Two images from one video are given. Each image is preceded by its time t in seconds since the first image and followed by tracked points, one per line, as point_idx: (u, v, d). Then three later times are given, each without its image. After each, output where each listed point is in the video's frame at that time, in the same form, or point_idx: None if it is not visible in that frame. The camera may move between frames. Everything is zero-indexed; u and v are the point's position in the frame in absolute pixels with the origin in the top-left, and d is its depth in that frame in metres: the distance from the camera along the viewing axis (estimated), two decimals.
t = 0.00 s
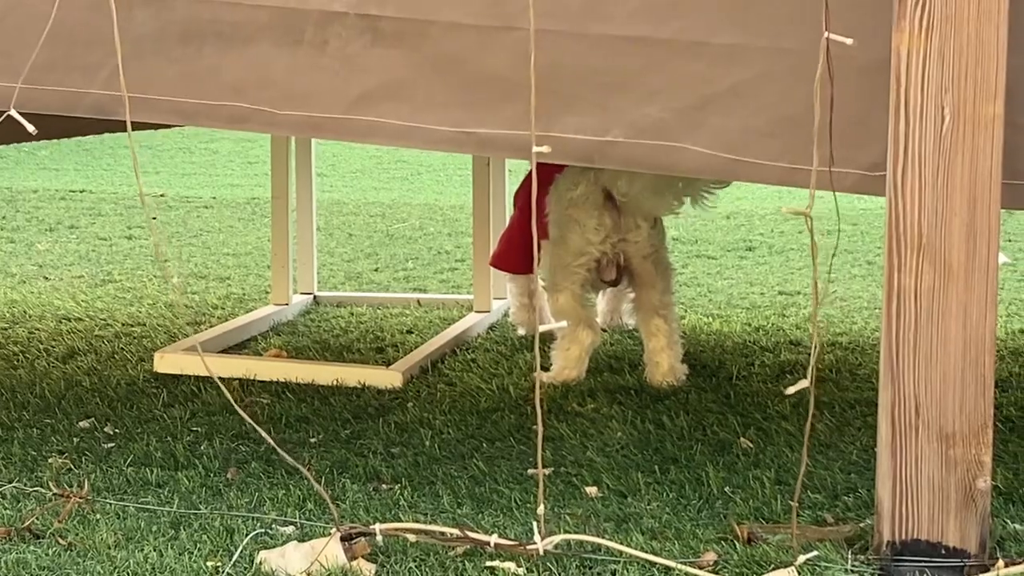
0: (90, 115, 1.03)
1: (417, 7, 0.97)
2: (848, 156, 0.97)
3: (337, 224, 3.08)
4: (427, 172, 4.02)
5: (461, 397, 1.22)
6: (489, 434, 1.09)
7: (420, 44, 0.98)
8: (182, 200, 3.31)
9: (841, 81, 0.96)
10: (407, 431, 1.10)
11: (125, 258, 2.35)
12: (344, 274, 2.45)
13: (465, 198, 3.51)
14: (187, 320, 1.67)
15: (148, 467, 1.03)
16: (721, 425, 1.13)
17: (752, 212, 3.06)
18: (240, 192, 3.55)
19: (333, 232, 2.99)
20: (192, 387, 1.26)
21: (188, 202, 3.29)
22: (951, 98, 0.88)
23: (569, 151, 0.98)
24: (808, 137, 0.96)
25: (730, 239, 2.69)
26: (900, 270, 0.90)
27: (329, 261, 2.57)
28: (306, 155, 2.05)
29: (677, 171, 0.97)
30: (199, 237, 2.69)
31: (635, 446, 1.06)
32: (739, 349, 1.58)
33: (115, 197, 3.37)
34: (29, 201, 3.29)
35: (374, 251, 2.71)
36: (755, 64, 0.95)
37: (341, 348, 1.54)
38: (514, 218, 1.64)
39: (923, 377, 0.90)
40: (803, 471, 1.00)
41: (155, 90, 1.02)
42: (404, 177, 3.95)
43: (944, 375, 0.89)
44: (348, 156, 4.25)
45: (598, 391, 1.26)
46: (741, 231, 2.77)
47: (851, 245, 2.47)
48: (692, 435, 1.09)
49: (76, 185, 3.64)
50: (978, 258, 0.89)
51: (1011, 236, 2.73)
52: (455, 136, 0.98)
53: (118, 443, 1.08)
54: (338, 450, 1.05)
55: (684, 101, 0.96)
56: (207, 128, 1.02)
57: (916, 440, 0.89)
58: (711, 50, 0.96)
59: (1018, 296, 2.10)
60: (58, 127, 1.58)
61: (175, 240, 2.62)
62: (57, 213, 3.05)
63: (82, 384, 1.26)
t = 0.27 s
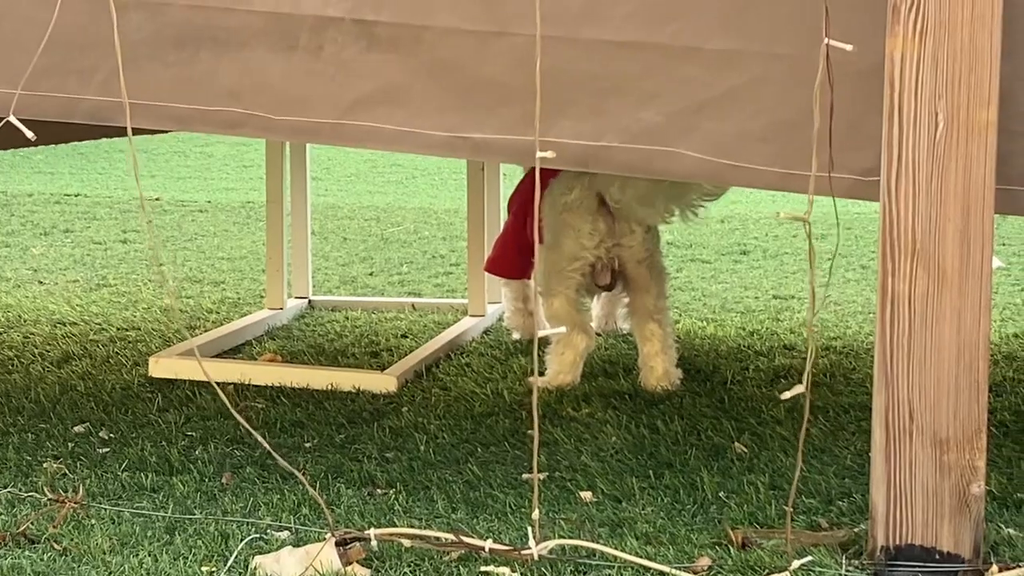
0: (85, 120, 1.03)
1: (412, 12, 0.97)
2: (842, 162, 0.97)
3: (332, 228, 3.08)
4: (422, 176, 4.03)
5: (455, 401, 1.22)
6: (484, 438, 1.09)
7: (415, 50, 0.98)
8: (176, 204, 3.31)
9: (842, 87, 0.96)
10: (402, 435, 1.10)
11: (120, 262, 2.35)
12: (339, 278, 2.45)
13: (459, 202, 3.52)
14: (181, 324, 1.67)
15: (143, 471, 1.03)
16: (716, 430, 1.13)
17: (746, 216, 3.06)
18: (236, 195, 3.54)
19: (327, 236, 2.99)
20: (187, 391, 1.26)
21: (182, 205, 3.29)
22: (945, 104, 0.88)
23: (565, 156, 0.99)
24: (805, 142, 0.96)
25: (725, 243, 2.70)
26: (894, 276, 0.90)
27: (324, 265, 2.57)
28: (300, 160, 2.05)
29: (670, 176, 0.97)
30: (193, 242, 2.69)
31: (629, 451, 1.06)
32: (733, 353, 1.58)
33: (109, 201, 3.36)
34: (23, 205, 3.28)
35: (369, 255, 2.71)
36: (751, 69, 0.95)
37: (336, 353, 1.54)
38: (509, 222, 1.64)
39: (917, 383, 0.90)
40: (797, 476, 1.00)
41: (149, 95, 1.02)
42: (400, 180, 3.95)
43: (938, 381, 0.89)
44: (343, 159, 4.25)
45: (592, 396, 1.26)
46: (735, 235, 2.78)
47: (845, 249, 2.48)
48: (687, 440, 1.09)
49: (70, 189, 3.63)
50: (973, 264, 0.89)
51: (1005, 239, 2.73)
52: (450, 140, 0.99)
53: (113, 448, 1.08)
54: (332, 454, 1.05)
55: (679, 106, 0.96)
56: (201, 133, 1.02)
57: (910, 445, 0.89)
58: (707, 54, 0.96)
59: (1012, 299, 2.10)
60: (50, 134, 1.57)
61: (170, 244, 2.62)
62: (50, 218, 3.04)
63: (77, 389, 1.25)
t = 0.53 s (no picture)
0: (79, 125, 1.03)
1: (404, 18, 0.98)
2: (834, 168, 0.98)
3: (326, 233, 3.08)
4: (417, 180, 4.03)
5: (449, 406, 1.22)
6: (477, 443, 1.09)
7: (407, 56, 0.98)
8: (170, 210, 3.30)
9: (843, 91, 0.97)
10: (396, 441, 1.10)
11: (114, 267, 2.35)
12: (333, 283, 2.45)
13: (454, 207, 3.52)
14: (175, 329, 1.67)
15: (136, 477, 1.03)
16: (709, 435, 1.13)
17: (740, 221, 3.06)
18: (230, 199, 3.54)
19: (322, 240, 2.99)
20: (180, 397, 1.25)
21: (175, 210, 3.29)
22: (937, 110, 0.88)
23: (556, 162, 0.99)
24: (798, 149, 0.97)
25: (719, 247, 2.70)
26: (887, 281, 0.90)
27: (318, 270, 2.57)
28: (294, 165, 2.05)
29: (662, 182, 0.98)
30: (187, 246, 2.69)
31: (623, 456, 1.06)
32: (727, 358, 1.58)
33: (102, 206, 3.36)
34: (17, 210, 3.28)
35: (363, 260, 2.71)
36: (742, 76, 0.96)
37: (329, 358, 1.54)
38: (503, 227, 1.64)
39: (909, 388, 0.90)
40: (791, 481, 1.00)
41: (142, 100, 1.02)
42: (394, 185, 3.95)
43: (931, 385, 0.90)
44: (337, 164, 4.25)
45: (586, 401, 1.26)
46: (729, 240, 2.78)
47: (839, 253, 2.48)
48: (680, 445, 1.09)
49: (65, 194, 3.63)
50: (965, 268, 0.89)
51: (999, 243, 2.74)
52: (441, 146, 0.99)
53: (106, 453, 1.08)
54: (326, 460, 1.05)
55: (670, 112, 0.97)
56: (194, 138, 1.02)
57: (903, 450, 0.89)
58: (697, 60, 0.96)
59: (1006, 304, 2.10)
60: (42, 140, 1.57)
61: (164, 249, 2.62)
62: (43, 223, 3.04)
63: (70, 394, 1.25)
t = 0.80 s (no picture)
0: (74, 130, 1.03)
1: (399, 24, 0.98)
2: (828, 173, 0.98)
3: (321, 237, 3.08)
4: (412, 185, 4.03)
5: (443, 411, 1.22)
6: (473, 448, 1.09)
7: (402, 62, 0.99)
8: (165, 215, 3.30)
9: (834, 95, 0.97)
10: (391, 445, 1.10)
11: (108, 272, 2.35)
12: (328, 287, 2.45)
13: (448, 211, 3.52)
14: (170, 334, 1.67)
15: (131, 482, 1.03)
16: (704, 440, 1.13)
17: (734, 225, 3.06)
18: (225, 204, 3.54)
19: (316, 245, 2.99)
20: (175, 402, 1.25)
21: (170, 215, 3.29)
22: (931, 115, 0.88)
23: (549, 167, 1.00)
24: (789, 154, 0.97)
25: (714, 252, 2.70)
26: (881, 285, 0.90)
27: (313, 274, 2.57)
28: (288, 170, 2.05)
29: (655, 188, 0.99)
30: (181, 251, 2.69)
31: (618, 461, 1.07)
32: (722, 363, 1.58)
33: (97, 211, 3.36)
34: (12, 215, 3.28)
35: (357, 265, 2.71)
36: (736, 80, 0.97)
37: (324, 363, 1.54)
38: (497, 232, 1.65)
39: (904, 392, 0.90)
40: (786, 486, 1.00)
41: (137, 105, 1.03)
42: (389, 189, 3.95)
43: (926, 390, 0.90)
44: (332, 169, 4.25)
45: (581, 406, 1.26)
46: (724, 244, 2.78)
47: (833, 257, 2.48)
48: (675, 450, 1.09)
49: (59, 199, 3.63)
50: (960, 273, 0.89)
51: (992, 247, 2.74)
52: (435, 151, 1.00)
53: (101, 459, 1.08)
54: (321, 465, 1.05)
55: (664, 117, 0.98)
56: (189, 143, 1.03)
57: (897, 454, 0.89)
58: (692, 65, 0.97)
59: (1001, 308, 2.10)
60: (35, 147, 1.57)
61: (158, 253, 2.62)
62: (38, 228, 3.03)
63: (65, 399, 1.25)
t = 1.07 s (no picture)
0: (65, 137, 1.03)
1: (389, 30, 0.98)
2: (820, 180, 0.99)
3: (313, 244, 3.07)
4: (405, 192, 4.03)
5: (436, 417, 1.22)
6: (465, 455, 1.09)
7: (393, 68, 0.99)
8: (158, 221, 3.30)
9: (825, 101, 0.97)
10: (383, 452, 1.10)
11: (100, 279, 2.34)
12: (320, 294, 2.44)
13: (440, 218, 3.52)
14: (161, 341, 1.67)
15: (123, 489, 1.03)
16: (696, 445, 1.13)
17: (726, 231, 3.06)
18: (217, 211, 3.54)
19: (308, 252, 2.99)
20: (167, 409, 1.25)
21: (163, 222, 3.28)
22: (924, 121, 0.88)
23: (541, 173, 1.01)
24: (782, 160, 0.98)
25: (706, 258, 2.70)
26: (873, 291, 0.90)
27: (305, 281, 2.57)
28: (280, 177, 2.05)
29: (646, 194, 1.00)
30: (174, 258, 2.68)
31: (610, 467, 1.06)
32: (714, 369, 1.58)
33: (90, 218, 3.35)
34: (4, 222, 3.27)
35: (350, 271, 2.71)
36: (728, 86, 0.97)
37: (316, 369, 1.53)
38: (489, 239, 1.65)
39: (896, 398, 0.90)
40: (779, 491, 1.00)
41: (128, 112, 1.03)
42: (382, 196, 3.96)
43: (918, 396, 0.89)
44: (325, 175, 4.25)
45: (573, 411, 1.26)
46: (716, 250, 2.78)
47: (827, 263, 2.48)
48: (667, 456, 1.09)
49: (52, 206, 3.62)
50: (952, 279, 0.89)
51: (985, 253, 2.74)
52: (427, 158, 0.99)
53: (92, 466, 1.07)
54: (313, 471, 1.05)
55: (655, 123, 0.98)
56: (181, 150, 1.03)
57: (890, 460, 0.89)
58: (681, 72, 0.98)
59: (993, 313, 2.11)
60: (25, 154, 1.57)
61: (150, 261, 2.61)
62: (30, 235, 3.03)
63: (57, 406, 1.25)
